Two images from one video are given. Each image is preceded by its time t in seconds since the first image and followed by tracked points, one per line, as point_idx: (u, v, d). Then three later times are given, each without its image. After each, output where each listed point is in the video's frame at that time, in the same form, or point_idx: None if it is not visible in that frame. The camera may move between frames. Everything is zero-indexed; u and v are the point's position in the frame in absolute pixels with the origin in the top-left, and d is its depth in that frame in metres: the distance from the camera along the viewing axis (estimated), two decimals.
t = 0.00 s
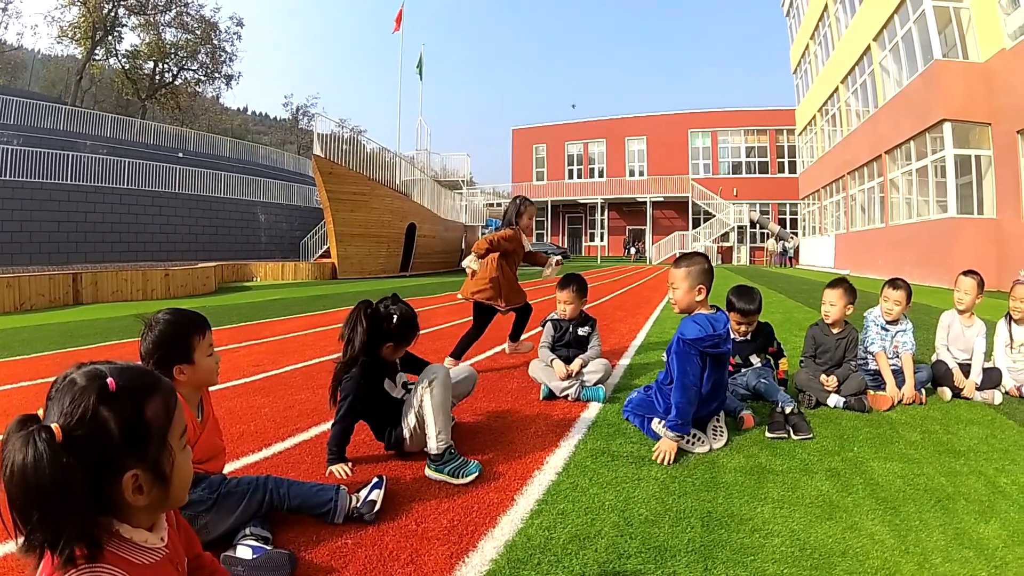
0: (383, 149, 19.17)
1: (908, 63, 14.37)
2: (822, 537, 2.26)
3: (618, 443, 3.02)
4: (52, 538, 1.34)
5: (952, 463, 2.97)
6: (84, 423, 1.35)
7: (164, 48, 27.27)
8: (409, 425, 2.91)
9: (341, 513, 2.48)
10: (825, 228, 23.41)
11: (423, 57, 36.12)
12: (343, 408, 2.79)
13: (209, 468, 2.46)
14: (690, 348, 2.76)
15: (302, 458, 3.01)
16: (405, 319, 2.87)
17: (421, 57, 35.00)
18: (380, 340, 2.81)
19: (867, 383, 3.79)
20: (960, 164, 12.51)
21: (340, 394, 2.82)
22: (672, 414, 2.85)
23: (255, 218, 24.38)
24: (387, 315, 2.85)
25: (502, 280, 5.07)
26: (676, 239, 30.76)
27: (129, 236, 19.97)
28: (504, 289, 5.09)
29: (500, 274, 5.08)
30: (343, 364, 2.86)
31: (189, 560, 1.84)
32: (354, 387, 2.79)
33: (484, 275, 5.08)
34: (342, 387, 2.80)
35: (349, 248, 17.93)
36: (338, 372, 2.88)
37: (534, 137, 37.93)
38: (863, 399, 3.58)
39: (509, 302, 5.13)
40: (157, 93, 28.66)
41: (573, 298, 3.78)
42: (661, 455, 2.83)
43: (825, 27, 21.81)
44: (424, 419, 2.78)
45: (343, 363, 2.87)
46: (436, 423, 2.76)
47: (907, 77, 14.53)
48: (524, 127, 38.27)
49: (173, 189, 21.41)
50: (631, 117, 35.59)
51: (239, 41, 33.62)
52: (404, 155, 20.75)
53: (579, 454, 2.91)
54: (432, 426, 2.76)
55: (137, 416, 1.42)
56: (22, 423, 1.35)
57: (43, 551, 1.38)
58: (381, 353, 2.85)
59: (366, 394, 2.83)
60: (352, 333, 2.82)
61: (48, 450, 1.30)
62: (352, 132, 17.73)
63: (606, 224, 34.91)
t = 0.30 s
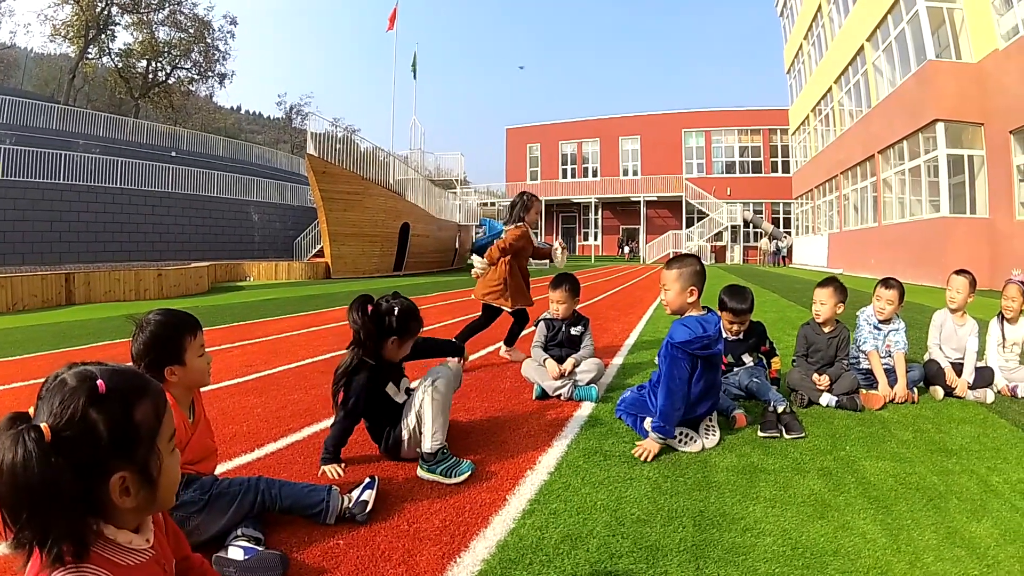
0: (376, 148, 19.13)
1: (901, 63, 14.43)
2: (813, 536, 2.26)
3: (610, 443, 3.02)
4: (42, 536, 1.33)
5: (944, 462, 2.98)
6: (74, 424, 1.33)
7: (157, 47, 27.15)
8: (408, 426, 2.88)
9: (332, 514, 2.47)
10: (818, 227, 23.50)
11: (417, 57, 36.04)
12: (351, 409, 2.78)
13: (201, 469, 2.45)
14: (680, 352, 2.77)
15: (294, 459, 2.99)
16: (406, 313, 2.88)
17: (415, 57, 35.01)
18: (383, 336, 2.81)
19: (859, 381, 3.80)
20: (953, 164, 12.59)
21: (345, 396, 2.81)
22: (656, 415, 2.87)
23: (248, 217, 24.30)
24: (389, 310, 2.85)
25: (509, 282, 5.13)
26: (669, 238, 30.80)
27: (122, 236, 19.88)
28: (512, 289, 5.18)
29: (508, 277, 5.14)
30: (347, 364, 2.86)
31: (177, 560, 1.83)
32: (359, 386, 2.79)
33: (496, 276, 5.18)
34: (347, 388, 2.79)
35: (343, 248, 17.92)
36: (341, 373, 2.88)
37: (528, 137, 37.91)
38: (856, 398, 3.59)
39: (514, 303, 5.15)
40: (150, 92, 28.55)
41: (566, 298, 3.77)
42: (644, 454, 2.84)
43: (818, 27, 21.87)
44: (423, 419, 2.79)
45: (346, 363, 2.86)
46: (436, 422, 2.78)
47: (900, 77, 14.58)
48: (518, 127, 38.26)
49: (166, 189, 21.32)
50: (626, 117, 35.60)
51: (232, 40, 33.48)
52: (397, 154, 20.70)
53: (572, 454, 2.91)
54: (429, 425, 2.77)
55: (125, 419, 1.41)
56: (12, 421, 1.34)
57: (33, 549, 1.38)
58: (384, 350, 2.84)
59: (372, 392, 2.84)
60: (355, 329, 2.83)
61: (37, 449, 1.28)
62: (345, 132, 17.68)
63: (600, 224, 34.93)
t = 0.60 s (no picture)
0: (369, 151, 19.10)
1: (893, 72, 14.54)
2: (801, 544, 2.26)
3: (599, 448, 3.02)
4: (24, 536, 1.32)
5: (933, 468, 2.99)
6: (53, 423, 1.32)
7: (152, 46, 27.05)
8: (404, 430, 2.88)
9: (321, 518, 2.45)
10: (810, 234, 23.63)
11: (411, 60, 36.02)
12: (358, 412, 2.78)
13: (189, 472, 2.44)
14: (667, 360, 2.78)
15: (282, 462, 2.97)
16: (410, 310, 2.83)
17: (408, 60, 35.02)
18: (388, 335, 2.78)
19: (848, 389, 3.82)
20: (944, 172, 12.68)
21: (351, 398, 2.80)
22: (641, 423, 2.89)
23: (240, 218, 24.22)
24: (393, 309, 2.80)
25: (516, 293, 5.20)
26: (661, 243, 30.89)
27: (114, 236, 19.78)
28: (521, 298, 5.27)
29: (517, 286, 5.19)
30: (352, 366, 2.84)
31: (160, 563, 1.82)
32: (367, 388, 2.79)
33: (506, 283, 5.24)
34: (354, 391, 2.79)
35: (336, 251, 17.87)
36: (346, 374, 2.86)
37: (522, 141, 37.94)
38: (845, 405, 3.61)
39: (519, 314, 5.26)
40: (144, 91, 28.46)
41: (556, 303, 3.77)
42: (629, 459, 2.85)
43: (811, 35, 22.03)
44: (421, 425, 2.79)
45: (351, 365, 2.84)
46: (432, 429, 2.79)
47: (892, 85, 14.70)
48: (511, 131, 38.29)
49: (158, 189, 21.23)
50: (620, 122, 35.71)
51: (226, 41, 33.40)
52: (390, 157, 20.67)
53: (560, 460, 2.90)
54: (423, 432, 2.78)
55: (104, 420, 1.39)
56: None
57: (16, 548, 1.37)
58: (389, 350, 2.81)
59: (379, 394, 2.83)
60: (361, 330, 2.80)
61: (17, 448, 1.27)
62: (338, 134, 17.64)
63: (592, 229, 34.97)
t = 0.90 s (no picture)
0: (361, 152, 19.07)
1: (884, 79, 14.66)
2: (789, 548, 2.27)
3: (588, 452, 3.02)
4: None
5: (921, 473, 3.01)
6: (25, 418, 1.30)
7: (145, 44, 26.94)
8: (396, 430, 2.86)
9: (308, 521, 2.44)
10: (800, 240, 23.76)
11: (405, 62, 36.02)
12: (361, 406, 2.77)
13: (176, 474, 2.41)
14: (654, 364, 2.81)
15: (270, 464, 2.96)
16: (417, 303, 2.91)
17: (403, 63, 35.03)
18: (395, 328, 2.81)
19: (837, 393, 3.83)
20: (934, 179, 12.77)
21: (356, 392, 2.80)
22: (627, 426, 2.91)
23: (231, 219, 24.12)
24: (401, 302, 2.86)
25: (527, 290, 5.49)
26: (653, 248, 30.97)
27: (104, 234, 19.63)
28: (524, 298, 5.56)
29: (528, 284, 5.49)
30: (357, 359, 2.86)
31: (143, 564, 1.81)
32: (372, 382, 2.79)
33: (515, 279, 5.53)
34: (359, 384, 2.79)
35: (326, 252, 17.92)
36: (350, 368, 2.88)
37: (515, 144, 37.97)
38: (833, 410, 3.63)
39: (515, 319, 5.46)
40: (136, 89, 28.32)
41: (546, 307, 3.77)
42: (618, 462, 2.86)
43: (803, 42, 22.19)
44: (417, 424, 2.78)
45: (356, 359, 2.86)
46: (427, 430, 2.78)
47: (883, 92, 14.81)
48: (504, 134, 38.32)
49: (149, 188, 21.10)
50: (613, 126, 35.84)
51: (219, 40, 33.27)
52: (382, 159, 20.64)
53: (550, 463, 2.90)
54: (415, 432, 2.77)
55: (76, 415, 1.37)
56: None
57: None
58: (395, 345, 2.84)
59: (382, 389, 2.83)
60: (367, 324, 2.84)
61: None
62: (331, 135, 17.60)
63: (583, 233, 35.00)
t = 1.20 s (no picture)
0: (355, 154, 19.03)
1: (877, 77, 14.71)
2: (783, 547, 2.27)
3: (582, 453, 3.02)
4: None
5: (914, 471, 3.02)
6: None
7: (137, 46, 26.84)
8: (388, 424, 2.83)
9: (301, 524, 2.43)
10: (794, 238, 23.83)
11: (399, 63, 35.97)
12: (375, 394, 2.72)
13: (169, 479, 2.41)
14: (644, 364, 2.83)
15: (264, 468, 2.94)
16: (426, 294, 2.95)
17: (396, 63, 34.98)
18: (405, 317, 2.83)
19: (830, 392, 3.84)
20: (926, 177, 12.80)
21: (366, 381, 2.75)
22: (620, 426, 2.91)
23: (224, 221, 24.06)
24: (409, 293, 2.89)
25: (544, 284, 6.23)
26: (647, 247, 31.04)
27: (98, 237, 19.55)
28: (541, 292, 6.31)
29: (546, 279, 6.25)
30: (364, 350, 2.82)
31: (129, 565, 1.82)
32: (384, 371, 2.75)
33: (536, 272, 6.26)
34: (370, 372, 2.74)
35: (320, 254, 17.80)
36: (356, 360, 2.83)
37: (509, 145, 37.96)
38: (827, 408, 3.64)
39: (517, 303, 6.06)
40: (128, 91, 28.22)
41: (539, 307, 3.76)
42: (613, 463, 2.87)
43: (796, 42, 22.26)
44: (412, 430, 2.77)
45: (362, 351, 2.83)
46: (422, 433, 2.77)
47: (875, 91, 14.86)
48: (498, 135, 38.32)
49: (142, 190, 21.01)
50: (607, 126, 35.88)
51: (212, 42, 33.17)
52: (376, 161, 20.61)
53: (543, 464, 2.90)
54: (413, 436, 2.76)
55: (50, 412, 1.36)
56: None
57: None
58: (404, 335, 2.84)
59: (393, 380, 2.79)
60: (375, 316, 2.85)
61: None
62: (324, 137, 17.56)
63: (577, 233, 35.04)
